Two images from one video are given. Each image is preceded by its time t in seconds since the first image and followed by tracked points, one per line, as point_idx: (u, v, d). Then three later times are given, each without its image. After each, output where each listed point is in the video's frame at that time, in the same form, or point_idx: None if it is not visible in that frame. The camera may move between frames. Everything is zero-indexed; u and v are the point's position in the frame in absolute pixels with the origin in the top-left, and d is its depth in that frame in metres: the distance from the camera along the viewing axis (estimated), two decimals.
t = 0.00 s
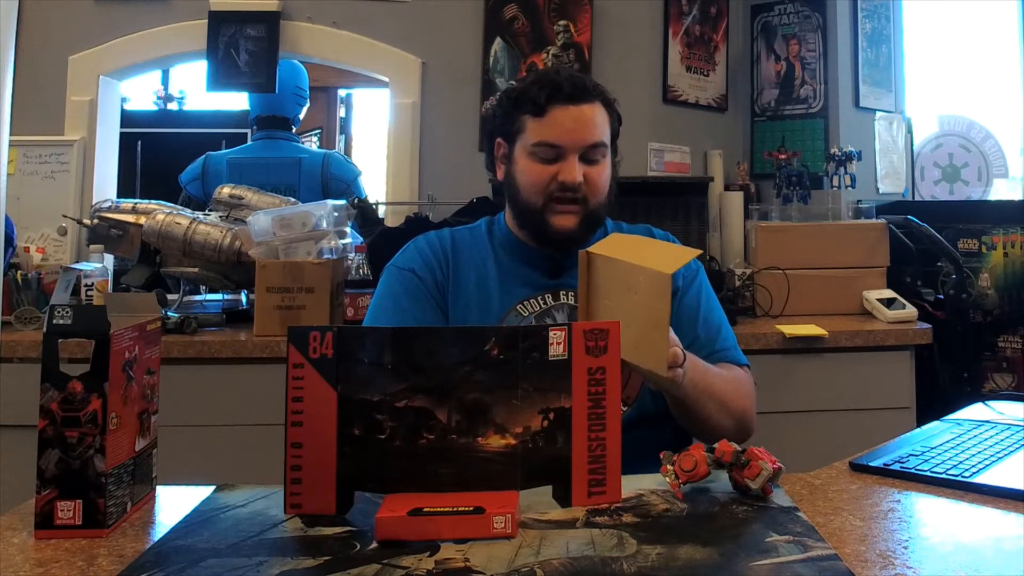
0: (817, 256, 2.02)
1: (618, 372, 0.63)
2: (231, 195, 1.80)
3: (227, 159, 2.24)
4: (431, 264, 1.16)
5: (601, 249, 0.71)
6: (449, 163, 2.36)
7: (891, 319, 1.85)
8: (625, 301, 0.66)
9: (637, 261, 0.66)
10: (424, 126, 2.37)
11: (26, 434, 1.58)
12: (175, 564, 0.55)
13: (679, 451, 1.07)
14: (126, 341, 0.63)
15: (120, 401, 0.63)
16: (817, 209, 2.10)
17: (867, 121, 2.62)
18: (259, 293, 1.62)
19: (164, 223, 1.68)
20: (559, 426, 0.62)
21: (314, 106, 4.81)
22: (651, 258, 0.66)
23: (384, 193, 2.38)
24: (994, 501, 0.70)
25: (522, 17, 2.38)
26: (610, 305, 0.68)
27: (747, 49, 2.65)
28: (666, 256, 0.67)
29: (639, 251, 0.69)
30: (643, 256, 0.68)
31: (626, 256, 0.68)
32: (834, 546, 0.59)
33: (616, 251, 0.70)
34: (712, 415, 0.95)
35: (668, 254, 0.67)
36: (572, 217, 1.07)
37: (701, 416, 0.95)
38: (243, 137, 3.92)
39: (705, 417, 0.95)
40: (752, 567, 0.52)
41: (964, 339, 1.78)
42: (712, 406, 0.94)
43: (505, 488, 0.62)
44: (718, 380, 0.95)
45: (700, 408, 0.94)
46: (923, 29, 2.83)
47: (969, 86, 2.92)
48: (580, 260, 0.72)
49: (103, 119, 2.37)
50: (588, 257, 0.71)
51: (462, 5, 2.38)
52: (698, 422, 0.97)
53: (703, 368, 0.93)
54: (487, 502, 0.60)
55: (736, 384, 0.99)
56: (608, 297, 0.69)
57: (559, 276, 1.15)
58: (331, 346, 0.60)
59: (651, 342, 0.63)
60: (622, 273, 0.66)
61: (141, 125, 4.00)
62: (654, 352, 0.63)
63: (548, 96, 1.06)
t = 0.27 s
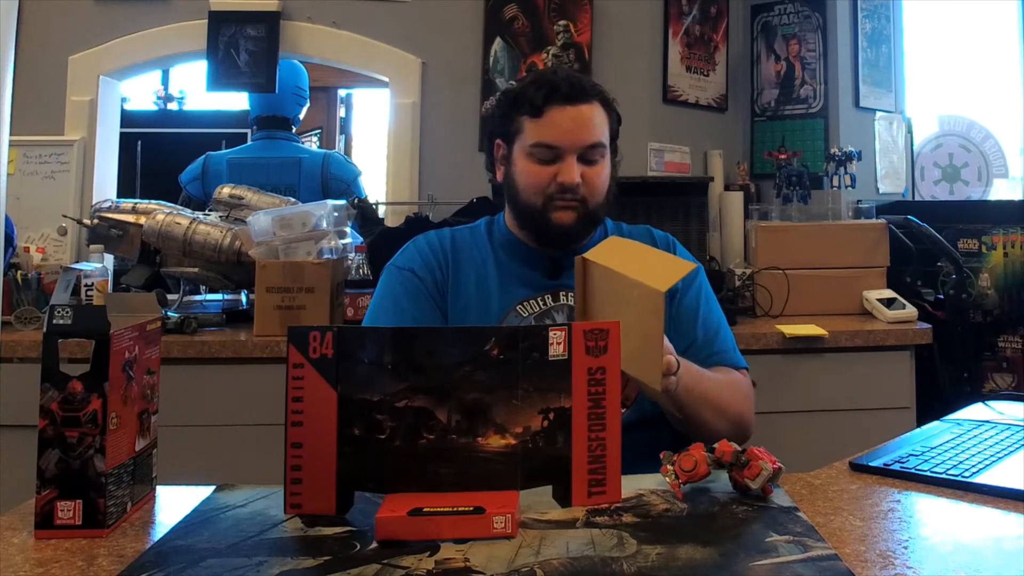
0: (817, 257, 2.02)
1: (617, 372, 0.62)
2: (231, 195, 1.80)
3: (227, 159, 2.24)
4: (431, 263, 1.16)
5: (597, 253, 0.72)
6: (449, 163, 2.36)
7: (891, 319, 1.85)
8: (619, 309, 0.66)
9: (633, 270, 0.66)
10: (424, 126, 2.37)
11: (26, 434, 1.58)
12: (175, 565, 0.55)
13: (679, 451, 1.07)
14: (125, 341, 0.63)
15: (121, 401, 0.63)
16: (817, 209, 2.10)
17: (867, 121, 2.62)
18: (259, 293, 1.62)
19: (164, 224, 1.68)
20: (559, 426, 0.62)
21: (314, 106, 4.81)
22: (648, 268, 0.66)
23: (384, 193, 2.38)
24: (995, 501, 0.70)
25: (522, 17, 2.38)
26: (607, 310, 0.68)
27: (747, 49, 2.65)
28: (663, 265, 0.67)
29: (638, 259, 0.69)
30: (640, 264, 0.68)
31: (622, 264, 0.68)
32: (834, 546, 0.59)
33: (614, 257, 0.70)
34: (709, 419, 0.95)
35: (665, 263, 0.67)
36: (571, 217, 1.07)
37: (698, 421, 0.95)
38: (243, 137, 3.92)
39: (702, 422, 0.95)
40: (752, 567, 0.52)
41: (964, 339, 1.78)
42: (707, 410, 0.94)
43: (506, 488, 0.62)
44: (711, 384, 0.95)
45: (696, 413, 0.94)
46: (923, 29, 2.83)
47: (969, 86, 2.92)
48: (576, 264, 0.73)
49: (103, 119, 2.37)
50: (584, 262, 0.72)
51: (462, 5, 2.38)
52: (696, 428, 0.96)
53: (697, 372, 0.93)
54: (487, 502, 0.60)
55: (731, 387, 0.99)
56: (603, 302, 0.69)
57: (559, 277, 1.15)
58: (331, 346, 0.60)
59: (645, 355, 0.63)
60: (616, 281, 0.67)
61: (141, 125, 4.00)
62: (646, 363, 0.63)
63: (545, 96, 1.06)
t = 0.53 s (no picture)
0: (817, 257, 2.02)
1: (618, 372, 0.62)
2: (231, 195, 1.80)
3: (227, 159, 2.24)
4: (430, 264, 1.16)
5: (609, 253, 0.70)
6: (449, 163, 2.36)
7: (891, 319, 1.85)
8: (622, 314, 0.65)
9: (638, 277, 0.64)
10: (424, 126, 2.37)
11: (26, 434, 1.58)
12: (175, 564, 0.55)
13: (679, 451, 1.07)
14: (126, 341, 0.63)
15: (121, 401, 0.63)
16: (817, 209, 2.10)
17: (867, 121, 2.62)
18: (259, 293, 1.62)
19: (164, 224, 1.68)
20: (559, 426, 0.62)
21: (314, 106, 4.81)
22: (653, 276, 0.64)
23: (384, 193, 2.38)
24: (995, 501, 0.70)
25: (522, 17, 2.38)
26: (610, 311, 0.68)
27: (747, 49, 2.65)
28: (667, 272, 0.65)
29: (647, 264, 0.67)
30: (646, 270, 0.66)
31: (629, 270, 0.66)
32: (834, 546, 0.59)
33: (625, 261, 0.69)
34: (708, 422, 0.94)
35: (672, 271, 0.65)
36: (568, 215, 1.07)
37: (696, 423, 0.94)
38: (243, 137, 3.92)
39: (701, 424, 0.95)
40: (752, 568, 0.52)
41: (964, 339, 1.78)
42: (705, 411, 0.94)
43: (506, 488, 0.62)
44: (708, 386, 0.95)
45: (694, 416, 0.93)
46: (923, 30, 2.83)
47: (969, 86, 2.92)
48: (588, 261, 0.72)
49: (103, 120, 2.37)
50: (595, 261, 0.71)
51: (462, 5, 2.38)
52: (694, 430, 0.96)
53: (695, 376, 0.93)
54: (487, 502, 0.60)
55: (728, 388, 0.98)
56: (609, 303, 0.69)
57: (558, 277, 1.15)
58: (331, 346, 0.60)
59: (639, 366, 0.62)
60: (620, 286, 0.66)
61: (141, 125, 4.00)
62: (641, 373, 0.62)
63: (539, 95, 1.06)
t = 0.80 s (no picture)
0: (817, 257, 2.02)
1: (617, 371, 0.63)
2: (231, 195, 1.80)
3: (227, 159, 2.24)
4: (430, 264, 1.16)
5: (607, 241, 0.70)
6: (449, 163, 2.36)
7: (891, 319, 1.85)
8: (627, 293, 0.65)
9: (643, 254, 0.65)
10: (424, 126, 2.36)
11: (26, 434, 1.58)
12: (175, 564, 0.55)
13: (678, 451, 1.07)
14: (126, 341, 0.63)
15: (121, 401, 0.63)
16: (817, 209, 2.10)
17: (867, 121, 2.62)
18: (259, 293, 1.62)
19: (164, 224, 1.68)
20: (559, 426, 0.62)
21: (314, 106, 4.81)
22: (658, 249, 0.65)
23: (384, 193, 2.38)
24: (995, 501, 0.70)
25: (522, 16, 2.38)
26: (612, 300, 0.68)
27: (747, 49, 2.65)
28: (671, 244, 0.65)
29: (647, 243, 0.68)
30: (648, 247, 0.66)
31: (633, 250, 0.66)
32: (834, 546, 0.59)
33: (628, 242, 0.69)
34: (708, 421, 0.95)
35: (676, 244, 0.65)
36: (565, 213, 1.07)
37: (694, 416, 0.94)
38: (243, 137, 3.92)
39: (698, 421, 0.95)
40: (752, 568, 0.52)
41: (964, 339, 1.79)
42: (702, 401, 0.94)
43: (506, 488, 0.62)
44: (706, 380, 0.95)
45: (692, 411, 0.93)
46: (923, 29, 2.83)
47: (969, 86, 2.92)
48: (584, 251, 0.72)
49: (103, 120, 2.37)
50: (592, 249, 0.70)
51: (462, 5, 2.38)
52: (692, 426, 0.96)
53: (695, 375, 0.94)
54: (487, 502, 0.60)
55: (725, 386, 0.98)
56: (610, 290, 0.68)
57: (558, 278, 1.15)
58: (331, 346, 0.60)
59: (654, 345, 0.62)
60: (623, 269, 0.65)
61: (141, 125, 4.00)
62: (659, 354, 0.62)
63: (529, 94, 1.06)
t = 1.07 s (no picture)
0: (817, 257, 2.02)
1: (617, 373, 0.63)
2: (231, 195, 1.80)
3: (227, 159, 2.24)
4: (430, 264, 1.16)
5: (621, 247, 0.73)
6: (449, 163, 2.36)
7: (891, 319, 1.85)
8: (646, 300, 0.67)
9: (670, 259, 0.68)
10: (424, 126, 2.36)
11: (26, 435, 1.58)
12: (175, 564, 0.55)
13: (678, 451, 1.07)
14: (126, 341, 0.63)
15: (120, 401, 0.63)
16: (817, 209, 2.10)
17: (867, 122, 2.62)
18: (259, 293, 1.62)
19: (164, 223, 1.68)
20: (559, 426, 0.62)
21: (314, 106, 4.81)
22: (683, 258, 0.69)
23: (384, 193, 2.38)
24: (995, 501, 0.70)
25: (522, 16, 2.38)
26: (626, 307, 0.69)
27: (747, 49, 2.65)
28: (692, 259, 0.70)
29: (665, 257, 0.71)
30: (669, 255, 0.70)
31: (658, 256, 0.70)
32: (834, 546, 0.59)
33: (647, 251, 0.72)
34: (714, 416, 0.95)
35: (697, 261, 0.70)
36: (567, 211, 1.07)
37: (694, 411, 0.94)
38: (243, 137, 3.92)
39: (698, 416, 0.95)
40: (752, 568, 0.52)
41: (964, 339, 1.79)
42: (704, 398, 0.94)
43: (506, 488, 0.62)
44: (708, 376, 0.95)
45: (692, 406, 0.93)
46: (923, 29, 2.83)
47: (969, 86, 2.93)
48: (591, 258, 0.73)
49: (103, 120, 2.37)
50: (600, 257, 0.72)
51: (462, 5, 2.38)
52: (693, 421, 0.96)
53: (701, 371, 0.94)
54: (488, 502, 0.60)
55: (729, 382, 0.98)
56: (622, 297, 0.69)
57: (557, 278, 1.15)
58: (331, 346, 0.60)
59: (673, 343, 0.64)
60: (645, 270, 0.68)
61: (141, 125, 4.00)
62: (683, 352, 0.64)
63: (529, 93, 1.06)
